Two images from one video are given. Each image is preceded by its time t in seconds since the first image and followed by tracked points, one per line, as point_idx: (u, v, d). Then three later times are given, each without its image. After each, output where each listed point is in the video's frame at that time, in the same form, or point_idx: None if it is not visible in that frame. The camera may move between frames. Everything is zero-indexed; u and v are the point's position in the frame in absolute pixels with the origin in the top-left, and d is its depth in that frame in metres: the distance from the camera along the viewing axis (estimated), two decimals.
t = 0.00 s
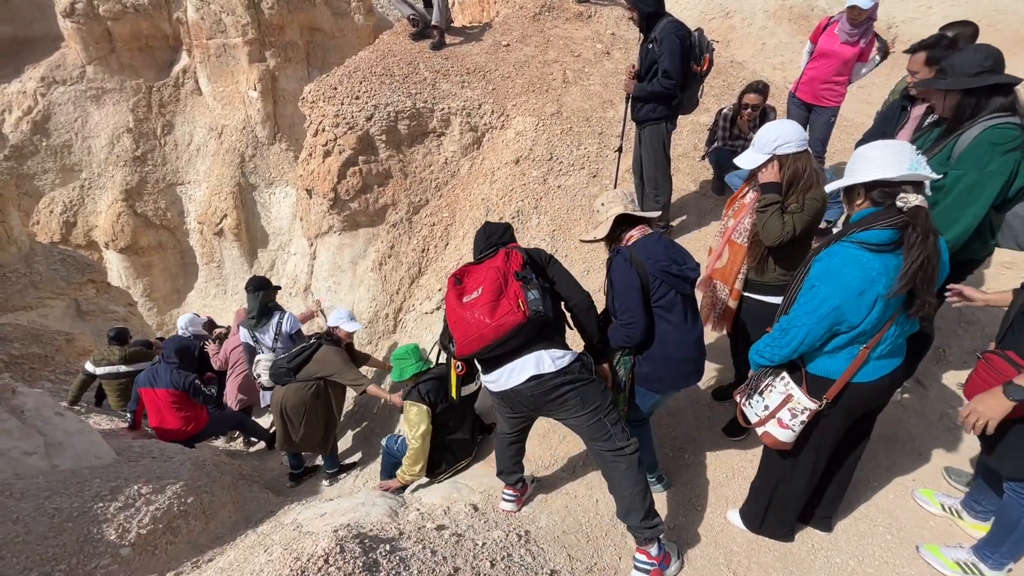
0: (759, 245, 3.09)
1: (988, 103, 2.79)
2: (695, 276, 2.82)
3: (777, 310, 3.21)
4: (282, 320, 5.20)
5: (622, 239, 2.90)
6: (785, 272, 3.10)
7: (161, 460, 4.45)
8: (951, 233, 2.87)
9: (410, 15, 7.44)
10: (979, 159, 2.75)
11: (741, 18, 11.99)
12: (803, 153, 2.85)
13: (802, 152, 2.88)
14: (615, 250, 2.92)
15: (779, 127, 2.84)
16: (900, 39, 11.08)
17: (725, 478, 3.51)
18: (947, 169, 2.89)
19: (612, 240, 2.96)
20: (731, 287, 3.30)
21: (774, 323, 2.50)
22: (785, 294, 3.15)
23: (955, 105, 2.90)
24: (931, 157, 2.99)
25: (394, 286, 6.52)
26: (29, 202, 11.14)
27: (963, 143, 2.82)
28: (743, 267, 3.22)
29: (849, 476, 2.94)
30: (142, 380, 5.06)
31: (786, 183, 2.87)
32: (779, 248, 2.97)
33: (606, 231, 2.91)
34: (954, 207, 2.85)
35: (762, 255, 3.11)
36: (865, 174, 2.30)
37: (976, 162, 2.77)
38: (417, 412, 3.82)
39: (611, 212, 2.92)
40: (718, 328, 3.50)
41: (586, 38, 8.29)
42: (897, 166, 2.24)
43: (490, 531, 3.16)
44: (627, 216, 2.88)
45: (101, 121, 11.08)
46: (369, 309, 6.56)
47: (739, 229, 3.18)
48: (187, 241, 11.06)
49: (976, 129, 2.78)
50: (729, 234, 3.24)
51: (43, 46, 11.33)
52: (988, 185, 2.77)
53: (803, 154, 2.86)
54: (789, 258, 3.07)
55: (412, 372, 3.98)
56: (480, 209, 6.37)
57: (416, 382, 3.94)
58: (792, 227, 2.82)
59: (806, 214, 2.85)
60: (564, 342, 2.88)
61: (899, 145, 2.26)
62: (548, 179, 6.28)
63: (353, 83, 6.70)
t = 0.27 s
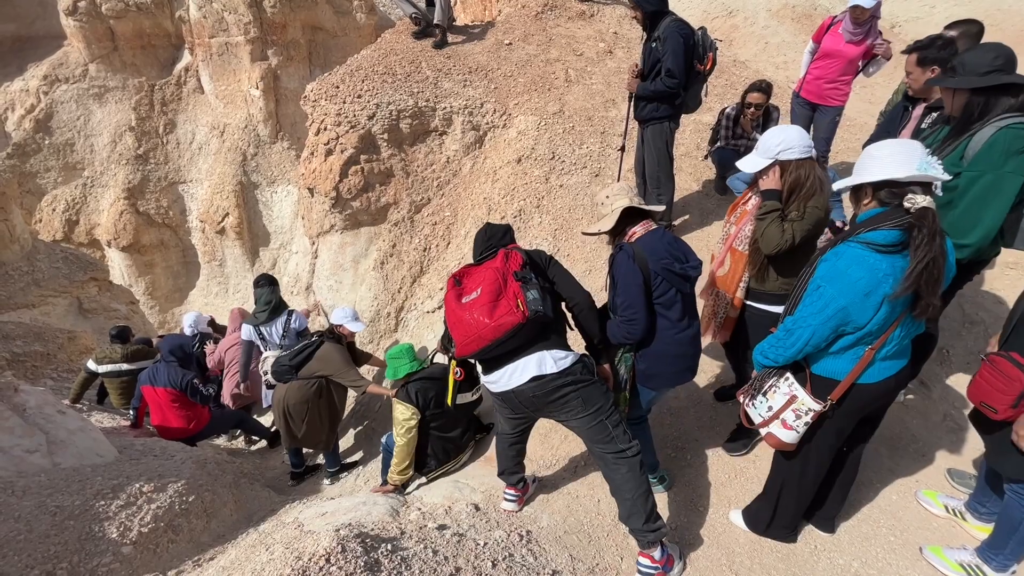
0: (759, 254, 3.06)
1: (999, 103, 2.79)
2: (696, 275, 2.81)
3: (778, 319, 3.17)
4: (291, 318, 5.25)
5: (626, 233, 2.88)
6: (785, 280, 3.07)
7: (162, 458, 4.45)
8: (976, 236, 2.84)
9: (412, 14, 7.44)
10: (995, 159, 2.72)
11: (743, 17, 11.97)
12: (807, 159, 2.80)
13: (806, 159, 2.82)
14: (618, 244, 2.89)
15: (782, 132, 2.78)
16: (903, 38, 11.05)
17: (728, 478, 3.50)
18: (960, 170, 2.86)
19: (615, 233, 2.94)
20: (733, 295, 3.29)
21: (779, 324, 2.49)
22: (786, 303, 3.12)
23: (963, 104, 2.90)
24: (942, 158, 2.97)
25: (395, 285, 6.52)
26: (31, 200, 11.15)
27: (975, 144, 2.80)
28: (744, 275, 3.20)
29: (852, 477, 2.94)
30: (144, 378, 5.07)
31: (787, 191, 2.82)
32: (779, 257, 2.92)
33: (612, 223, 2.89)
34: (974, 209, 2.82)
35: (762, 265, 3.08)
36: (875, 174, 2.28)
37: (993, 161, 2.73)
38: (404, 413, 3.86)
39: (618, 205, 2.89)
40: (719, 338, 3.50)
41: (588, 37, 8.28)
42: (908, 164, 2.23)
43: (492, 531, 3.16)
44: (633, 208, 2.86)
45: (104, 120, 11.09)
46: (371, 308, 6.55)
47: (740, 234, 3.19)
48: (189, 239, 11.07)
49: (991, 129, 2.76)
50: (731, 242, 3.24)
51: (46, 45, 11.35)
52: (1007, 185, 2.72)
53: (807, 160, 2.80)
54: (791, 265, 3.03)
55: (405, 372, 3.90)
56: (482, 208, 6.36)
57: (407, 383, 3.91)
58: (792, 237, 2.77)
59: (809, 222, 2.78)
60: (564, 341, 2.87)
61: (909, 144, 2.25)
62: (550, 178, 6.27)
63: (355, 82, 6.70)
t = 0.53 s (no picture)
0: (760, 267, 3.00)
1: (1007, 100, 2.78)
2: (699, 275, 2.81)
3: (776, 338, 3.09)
4: (292, 317, 5.26)
5: (630, 232, 2.87)
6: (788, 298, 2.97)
7: (164, 457, 4.46)
8: (991, 237, 2.83)
9: (414, 13, 7.44)
10: (1006, 159, 2.70)
11: (746, 17, 11.96)
12: (811, 174, 2.69)
13: (813, 172, 2.70)
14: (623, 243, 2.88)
15: (787, 145, 2.71)
16: (906, 38, 11.03)
17: (730, 479, 3.49)
18: (970, 171, 2.85)
19: (621, 230, 2.92)
20: (734, 310, 3.33)
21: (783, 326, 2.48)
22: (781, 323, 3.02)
23: (972, 102, 2.88)
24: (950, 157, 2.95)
25: (397, 285, 6.52)
26: (34, 198, 11.16)
27: (985, 145, 2.78)
28: (748, 289, 3.21)
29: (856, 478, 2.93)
30: (146, 377, 5.07)
31: (789, 206, 2.74)
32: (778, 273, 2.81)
33: (619, 220, 2.86)
34: (988, 210, 2.81)
35: (764, 281, 3.03)
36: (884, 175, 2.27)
37: (1004, 161, 2.71)
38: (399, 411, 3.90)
39: (624, 201, 2.87)
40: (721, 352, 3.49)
41: (591, 36, 8.27)
42: (918, 170, 2.21)
43: (493, 531, 3.16)
44: (641, 206, 2.84)
45: (106, 118, 11.11)
46: (372, 307, 6.55)
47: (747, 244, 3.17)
48: (191, 238, 11.09)
49: (1000, 130, 2.75)
50: (735, 256, 3.25)
51: (49, 44, 11.37)
52: (1018, 184, 2.70)
53: (812, 175, 2.69)
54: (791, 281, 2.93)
55: (398, 373, 3.99)
56: (484, 207, 6.36)
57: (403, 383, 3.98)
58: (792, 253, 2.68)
59: (811, 238, 2.69)
60: (567, 341, 2.86)
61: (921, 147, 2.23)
62: (552, 177, 6.26)
63: (357, 81, 6.71)
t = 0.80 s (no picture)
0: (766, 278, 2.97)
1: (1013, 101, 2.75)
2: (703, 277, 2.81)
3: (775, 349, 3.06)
4: (289, 317, 5.25)
5: (637, 231, 2.85)
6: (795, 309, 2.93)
7: (166, 455, 4.46)
8: (985, 237, 2.85)
9: (416, 12, 7.44)
10: (1006, 159, 2.72)
11: (749, 16, 11.94)
12: (824, 181, 2.67)
13: (826, 179, 2.68)
14: (628, 242, 2.86)
15: (802, 149, 2.67)
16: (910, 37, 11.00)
17: (732, 479, 3.49)
18: (972, 171, 2.85)
19: (627, 228, 2.89)
20: (740, 321, 3.25)
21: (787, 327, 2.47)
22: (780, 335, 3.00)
23: (979, 100, 2.84)
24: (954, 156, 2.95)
25: (398, 284, 6.52)
26: (36, 197, 11.17)
27: (989, 145, 2.78)
28: (754, 300, 3.16)
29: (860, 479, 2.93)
30: (148, 375, 5.06)
31: (800, 214, 2.73)
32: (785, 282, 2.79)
33: (627, 218, 2.83)
34: (986, 209, 2.82)
35: (770, 291, 2.99)
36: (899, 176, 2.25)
37: (1005, 162, 2.72)
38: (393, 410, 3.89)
39: (632, 200, 2.85)
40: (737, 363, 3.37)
41: (593, 35, 8.26)
42: (931, 170, 2.21)
43: (494, 530, 3.16)
44: (650, 205, 2.82)
45: (109, 117, 11.13)
46: (374, 306, 6.55)
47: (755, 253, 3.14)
48: (193, 236, 11.10)
49: (1002, 130, 2.75)
50: (742, 264, 3.21)
51: (52, 42, 11.40)
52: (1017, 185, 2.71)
53: (826, 182, 2.67)
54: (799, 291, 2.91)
55: (393, 373, 4.09)
56: (486, 207, 6.35)
57: (399, 381, 4.04)
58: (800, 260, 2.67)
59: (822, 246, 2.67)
60: (572, 342, 2.87)
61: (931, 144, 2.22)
62: (554, 177, 6.26)
63: (359, 80, 6.71)
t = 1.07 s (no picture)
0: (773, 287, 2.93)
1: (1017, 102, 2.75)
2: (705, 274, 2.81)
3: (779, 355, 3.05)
4: (285, 314, 5.34)
5: (641, 229, 2.84)
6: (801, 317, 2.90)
7: (168, 454, 4.47)
8: (985, 236, 2.82)
9: (419, 11, 7.44)
10: (1010, 158, 2.69)
11: (751, 15, 11.92)
12: (832, 186, 2.62)
13: (834, 184, 2.63)
14: (633, 239, 2.85)
15: (810, 152, 2.61)
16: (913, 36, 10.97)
17: (734, 479, 3.48)
18: (976, 170, 2.84)
19: (631, 225, 2.88)
20: (740, 327, 3.23)
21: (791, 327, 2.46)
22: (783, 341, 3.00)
23: (987, 100, 2.85)
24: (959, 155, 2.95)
25: (400, 283, 6.52)
26: (39, 195, 11.18)
27: (994, 144, 2.77)
28: (756, 305, 3.13)
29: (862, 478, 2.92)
30: (148, 374, 5.04)
31: (807, 219, 2.69)
32: (793, 294, 2.79)
33: (633, 214, 2.81)
34: (987, 208, 2.79)
35: (777, 300, 2.93)
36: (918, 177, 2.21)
37: (1008, 162, 2.70)
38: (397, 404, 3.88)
39: (638, 198, 2.84)
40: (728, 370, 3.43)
41: (595, 34, 8.24)
42: (943, 169, 2.19)
43: (495, 530, 3.16)
44: (656, 202, 2.81)
45: (111, 116, 11.14)
46: (375, 305, 6.54)
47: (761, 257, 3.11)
48: (195, 235, 11.11)
49: (1007, 131, 2.74)
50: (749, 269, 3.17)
51: (54, 41, 11.42)
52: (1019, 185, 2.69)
53: (833, 187, 2.62)
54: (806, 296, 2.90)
55: (397, 365, 4.12)
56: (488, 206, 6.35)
57: (404, 374, 4.05)
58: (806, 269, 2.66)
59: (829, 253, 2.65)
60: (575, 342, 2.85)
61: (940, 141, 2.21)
62: (556, 176, 6.25)
63: (361, 79, 6.71)
